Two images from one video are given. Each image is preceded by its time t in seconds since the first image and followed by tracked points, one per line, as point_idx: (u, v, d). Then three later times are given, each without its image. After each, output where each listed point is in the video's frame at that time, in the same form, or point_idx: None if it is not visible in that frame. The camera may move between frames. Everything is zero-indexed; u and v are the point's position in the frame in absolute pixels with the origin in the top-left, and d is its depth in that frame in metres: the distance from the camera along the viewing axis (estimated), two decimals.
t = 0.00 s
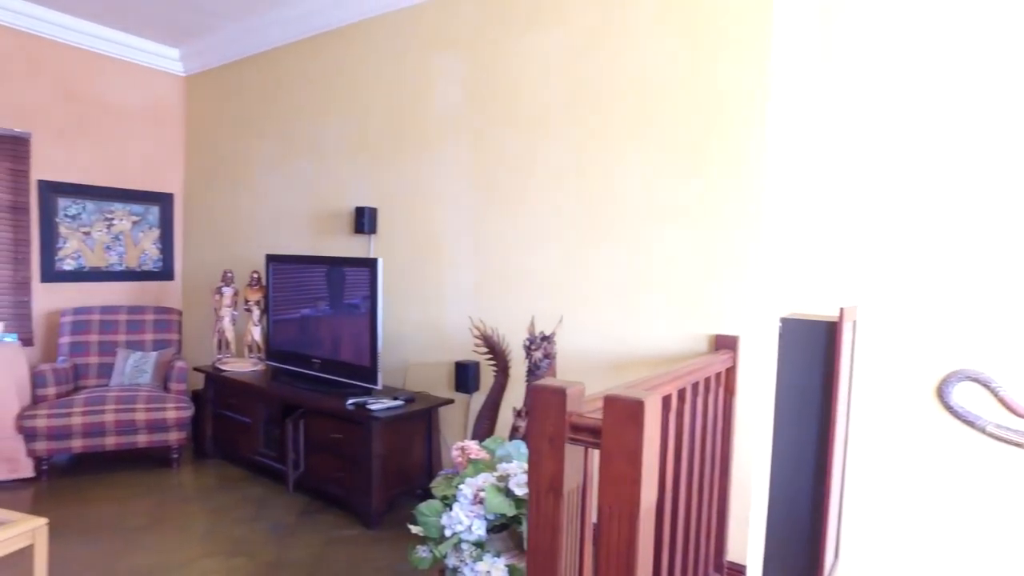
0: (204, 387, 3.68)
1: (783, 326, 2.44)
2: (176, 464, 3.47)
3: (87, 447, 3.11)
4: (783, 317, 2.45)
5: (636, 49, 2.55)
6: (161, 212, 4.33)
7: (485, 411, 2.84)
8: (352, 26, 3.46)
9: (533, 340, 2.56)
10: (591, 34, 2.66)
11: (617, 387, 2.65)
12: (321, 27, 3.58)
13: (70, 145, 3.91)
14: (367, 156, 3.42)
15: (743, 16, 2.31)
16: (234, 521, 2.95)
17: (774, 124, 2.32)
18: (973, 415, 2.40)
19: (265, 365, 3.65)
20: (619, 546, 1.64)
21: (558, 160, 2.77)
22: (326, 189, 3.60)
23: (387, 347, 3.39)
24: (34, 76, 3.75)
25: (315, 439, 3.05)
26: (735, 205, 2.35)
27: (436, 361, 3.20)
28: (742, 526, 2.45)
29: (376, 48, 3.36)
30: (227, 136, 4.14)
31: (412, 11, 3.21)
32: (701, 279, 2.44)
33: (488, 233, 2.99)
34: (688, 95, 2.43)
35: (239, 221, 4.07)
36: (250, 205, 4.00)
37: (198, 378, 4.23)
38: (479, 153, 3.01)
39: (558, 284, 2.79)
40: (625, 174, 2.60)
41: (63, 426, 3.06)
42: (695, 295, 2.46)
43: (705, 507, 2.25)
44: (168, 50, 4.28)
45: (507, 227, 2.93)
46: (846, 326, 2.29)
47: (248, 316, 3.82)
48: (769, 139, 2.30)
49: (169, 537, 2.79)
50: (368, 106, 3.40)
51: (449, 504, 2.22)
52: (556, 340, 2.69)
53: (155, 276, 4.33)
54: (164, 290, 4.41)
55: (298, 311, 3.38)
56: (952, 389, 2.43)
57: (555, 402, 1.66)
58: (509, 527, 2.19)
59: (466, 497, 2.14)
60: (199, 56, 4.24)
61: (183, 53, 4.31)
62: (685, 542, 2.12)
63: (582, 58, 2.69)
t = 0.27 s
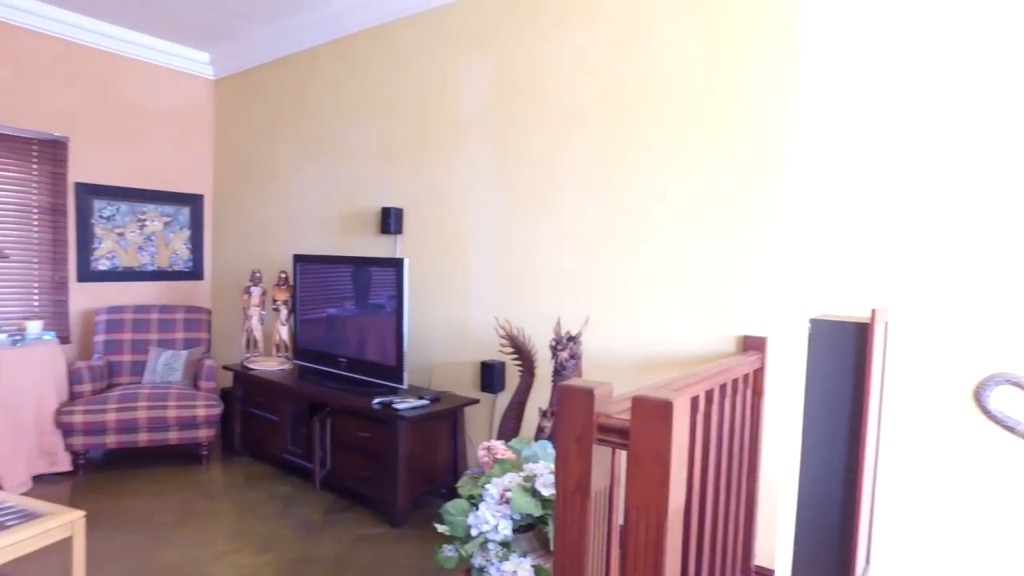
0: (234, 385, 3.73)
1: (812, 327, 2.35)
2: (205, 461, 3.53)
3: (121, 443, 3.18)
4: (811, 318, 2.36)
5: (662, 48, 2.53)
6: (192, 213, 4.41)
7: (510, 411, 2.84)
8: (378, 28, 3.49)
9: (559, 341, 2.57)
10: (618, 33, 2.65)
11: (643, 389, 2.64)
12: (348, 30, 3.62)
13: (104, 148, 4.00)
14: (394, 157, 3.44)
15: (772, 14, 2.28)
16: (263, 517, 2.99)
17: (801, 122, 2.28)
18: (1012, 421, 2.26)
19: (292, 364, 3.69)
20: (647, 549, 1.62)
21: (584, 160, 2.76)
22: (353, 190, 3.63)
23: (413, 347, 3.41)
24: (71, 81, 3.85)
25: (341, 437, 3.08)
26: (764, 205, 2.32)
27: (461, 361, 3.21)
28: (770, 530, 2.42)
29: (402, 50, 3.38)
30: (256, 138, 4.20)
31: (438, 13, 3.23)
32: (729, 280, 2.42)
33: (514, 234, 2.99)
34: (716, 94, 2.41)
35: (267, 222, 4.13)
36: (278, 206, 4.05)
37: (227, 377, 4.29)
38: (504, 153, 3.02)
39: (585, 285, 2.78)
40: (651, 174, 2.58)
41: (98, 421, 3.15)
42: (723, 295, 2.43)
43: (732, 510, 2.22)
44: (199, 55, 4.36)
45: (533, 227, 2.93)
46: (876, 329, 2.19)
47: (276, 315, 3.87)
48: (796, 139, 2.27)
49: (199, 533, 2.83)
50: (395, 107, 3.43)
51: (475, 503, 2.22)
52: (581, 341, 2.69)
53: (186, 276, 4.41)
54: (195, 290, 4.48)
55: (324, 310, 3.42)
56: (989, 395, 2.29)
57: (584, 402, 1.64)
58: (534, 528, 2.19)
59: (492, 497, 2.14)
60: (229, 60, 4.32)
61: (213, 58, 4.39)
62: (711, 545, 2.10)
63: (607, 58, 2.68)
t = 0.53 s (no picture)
0: (261, 383, 3.78)
1: (843, 328, 2.30)
2: (233, 458, 3.58)
3: (151, 439, 3.24)
4: (842, 319, 2.31)
5: (688, 45, 2.51)
6: (221, 214, 4.49)
7: (535, 411, 2.83)
8: (403, 29, 3.52)
9: (585, 340, 2.59)
10: (644, 32, 2.63)
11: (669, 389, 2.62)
12: (374, 31, 3.65)
13: (136, 150, 4.08)
14: (419, 157, 3.46)
15: (802, 10, 2.24)
16: (289, 514, 3.03)
17: (831, 119, 2.24)
18: None
19: (318, 363, 3.72)
20: (673, 553, 1.59)
21: (610, 159, 2.75)
22: (378, 191, 3.66)
23: (438, 346, 3.42)
24: (104, 86, 3.93)
25: (366, 436, 3.10)
26: (793, 205, 2.29)
27: (486, 361, 3.21)
28: (798, 534, 2.39)
29: (427, 50, 3.40)
30: (283, 140, 4.25)
31: (463, 13, 3.24)
32: (757, 281, 2.38)
33: (538, 233, 2.99)
34: (742, 91, 2.38)
35: (293, 222, 4.18)
36: (305, 207, 4.10)
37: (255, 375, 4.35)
38: (528, 153, 3.02)
39: (610, 285, 2.77)
40: (677, 173, 2.56)
41: (130, 418, 3.21)
42: (748, 295, 2.41)
43: (759, 513, 2.19)
44: (226, 58, 4.42)
45: (558, 226, 2.93)
46: (910, 330, 2.16)
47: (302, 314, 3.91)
48: (826, 136, 2.23)
49: (226, 529, 2.87)
50: (420, 107, 3.45)
51: (501, 503, 2.22)
52: (606, 341, 2.68)
53: (214, 275, 4.48)
54: (223, 289, 4.55)
55: (349, 310, 3.45)
56: None
57: (610, 402, 1.62)
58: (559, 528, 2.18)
59: (517, 496, 2.14)
60: (256, 63, 4.37)
61: (240, 61, 4.45)
62: (738, 549, 2.07)
63: (632, 56, 2.67)
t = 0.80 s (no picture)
0: (285, 381, 3.83)
1: (869, 330, 2.26)
2: (257, 455, 3.62)
3: (177, 436, 3.29)
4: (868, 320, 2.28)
5: (715, 43, 2.49)
6: (246, 214, 4.55)
7: (557, 411, 2.83)
8: (428, 30, 3.54)
9: (608, 341, 2.61)
10: (670, 30, 2.62)
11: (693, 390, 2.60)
12: (399, 33, 3.68)
13: (164, 152, 4.15)
14: (442, 157, 3.48)
15: (831, 7, 2.21)
16: (312, 512, 3.05)
17: (862, 118, 2.21)
18: None
19: (341, 362, 3.75)
20: (698, 555, 1.57)
21: (634, 159, 2.75)
22: (402, 191, 3.68)
23: (461, 346, 3.44)
24: (133, 88, 4.01)
25: (389, 435, 3.12)
26: (820, 204, 2.26)
27: (508, 361, 3.22)
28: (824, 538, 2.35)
29: (452, 52, 3.42)
30: (307, 141, 4.29)
31: (488, 14, 3.25)
32: (783, 281, 2.35)
33: (562, 233, 2.99)
34: (770, 90, 2.35)
35: (317, 222, 4.22)
36: (329, 207, 4.14)
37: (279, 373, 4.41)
38: (553, 153, 3.02)
39: (634, 285, 2.76)
40: (702, 173, 2.55)
41: (157, 415, 3.26)
42: (774, 296, 2.38)
43: (784, 517, 2.16)
44: (252, 60, 4.48)
45: (581, 226, 2.93)
46: (941, 331, 2.12)
47: (326, 314, 3.95)
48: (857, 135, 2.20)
49: (251, 525, 2.91)
50: (444, 108, 3.47)
51: (524, 503, 2.22)
52: (630, 341, 2.67)
53: (240, 275, 4.54)
54: (248, 289, 4.62)
55: (372, 309, 3.47)
56: None
57: (634, 402, 1.61)
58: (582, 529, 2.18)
59: (540, 497, 2.14)
60: (281, 65, 4.42)
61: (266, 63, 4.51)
62: (763, 553, 2.04)
63: (657, 55, 2.66)
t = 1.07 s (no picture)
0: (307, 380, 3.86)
1: (895, 331, 2.23)
2: (280, 453, 3.66)
3: (201, 433, 3.33)
4: (894, 321, 2.24)
5: (740, 41, 2.47)
6: (268, 214, 4.59)
7: (577, 411, 2.82)
8: (450, 30, 3.55)
9: (630, 341, 2.59)
10: (693, 28, 2.61)
11: (717, 391, 2.57)
12: (421, 33, 3.70)
13: (189, 153, 4.20)
14: (463, 157, 3.49)
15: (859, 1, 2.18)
16: (333, 510, 3.07)
17: (892, 116, 2.17)
18: None
19: (362, 361, 3.78)
20: (723, 557, 1.55)
21: (658, 158, 2.73)
22: (423, 191, 3.70)
23: (482, 346, 3.44)
24: (159, 90, 4.07)
25: (410, 434, 3.13)
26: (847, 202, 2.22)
27: (529, 360, 3.22)
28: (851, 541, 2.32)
29: (474, 52, 3.43)
30: (329, 142, 4.33)
31: (510, 13, 3.26)
32: (809, 280, 2.32)
33: (584, 232, 2.99)
34: (797, 87, 2.33)
35: (338, 222, 4.26)
36: (350, 207, 4.17)
37: (301, 372, 4.45)
38: (576, 152, 3.01)
39: (657, 284, 2.75)
40: (726, 171, 2.53)
41: (182, 412, 3.30)
42: (800, 296, 2.35)
43: (812, 521, 2.13)
44: (275, 62, 4.53)
45: (603, 226, 2.92)
46: (972, 332, 2.08)
47: (348, 313, 3.98)
48: (887, 133, 2.16)
49: (273, 522, 2.93)
50: (466, 108, 3.48)
51: (546, 503, 2.21)
52: (652, 341, 2.66)
53: (262, 274, 4.59)
54: (270, 288, 4.66)
55: (393, 309, 3.49)
56: None
57: (658, 403, 1.59)
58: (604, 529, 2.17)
59: (562, 497, 2.13)
60: (304, 66, 4.47)
61: (288, 64, 4.55)
62: (789, 556, 2.01)
63: (681, 54, 2.64)
